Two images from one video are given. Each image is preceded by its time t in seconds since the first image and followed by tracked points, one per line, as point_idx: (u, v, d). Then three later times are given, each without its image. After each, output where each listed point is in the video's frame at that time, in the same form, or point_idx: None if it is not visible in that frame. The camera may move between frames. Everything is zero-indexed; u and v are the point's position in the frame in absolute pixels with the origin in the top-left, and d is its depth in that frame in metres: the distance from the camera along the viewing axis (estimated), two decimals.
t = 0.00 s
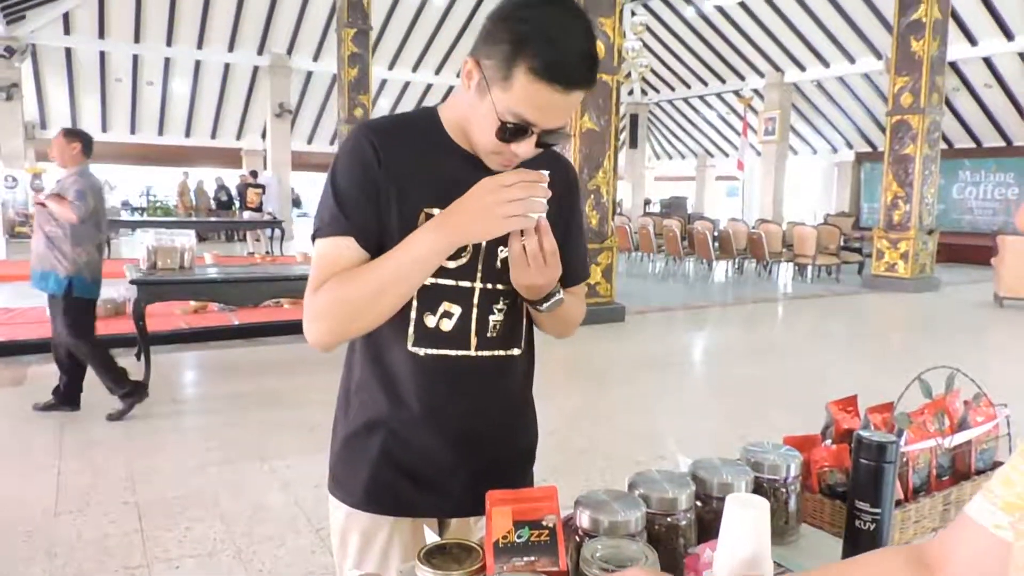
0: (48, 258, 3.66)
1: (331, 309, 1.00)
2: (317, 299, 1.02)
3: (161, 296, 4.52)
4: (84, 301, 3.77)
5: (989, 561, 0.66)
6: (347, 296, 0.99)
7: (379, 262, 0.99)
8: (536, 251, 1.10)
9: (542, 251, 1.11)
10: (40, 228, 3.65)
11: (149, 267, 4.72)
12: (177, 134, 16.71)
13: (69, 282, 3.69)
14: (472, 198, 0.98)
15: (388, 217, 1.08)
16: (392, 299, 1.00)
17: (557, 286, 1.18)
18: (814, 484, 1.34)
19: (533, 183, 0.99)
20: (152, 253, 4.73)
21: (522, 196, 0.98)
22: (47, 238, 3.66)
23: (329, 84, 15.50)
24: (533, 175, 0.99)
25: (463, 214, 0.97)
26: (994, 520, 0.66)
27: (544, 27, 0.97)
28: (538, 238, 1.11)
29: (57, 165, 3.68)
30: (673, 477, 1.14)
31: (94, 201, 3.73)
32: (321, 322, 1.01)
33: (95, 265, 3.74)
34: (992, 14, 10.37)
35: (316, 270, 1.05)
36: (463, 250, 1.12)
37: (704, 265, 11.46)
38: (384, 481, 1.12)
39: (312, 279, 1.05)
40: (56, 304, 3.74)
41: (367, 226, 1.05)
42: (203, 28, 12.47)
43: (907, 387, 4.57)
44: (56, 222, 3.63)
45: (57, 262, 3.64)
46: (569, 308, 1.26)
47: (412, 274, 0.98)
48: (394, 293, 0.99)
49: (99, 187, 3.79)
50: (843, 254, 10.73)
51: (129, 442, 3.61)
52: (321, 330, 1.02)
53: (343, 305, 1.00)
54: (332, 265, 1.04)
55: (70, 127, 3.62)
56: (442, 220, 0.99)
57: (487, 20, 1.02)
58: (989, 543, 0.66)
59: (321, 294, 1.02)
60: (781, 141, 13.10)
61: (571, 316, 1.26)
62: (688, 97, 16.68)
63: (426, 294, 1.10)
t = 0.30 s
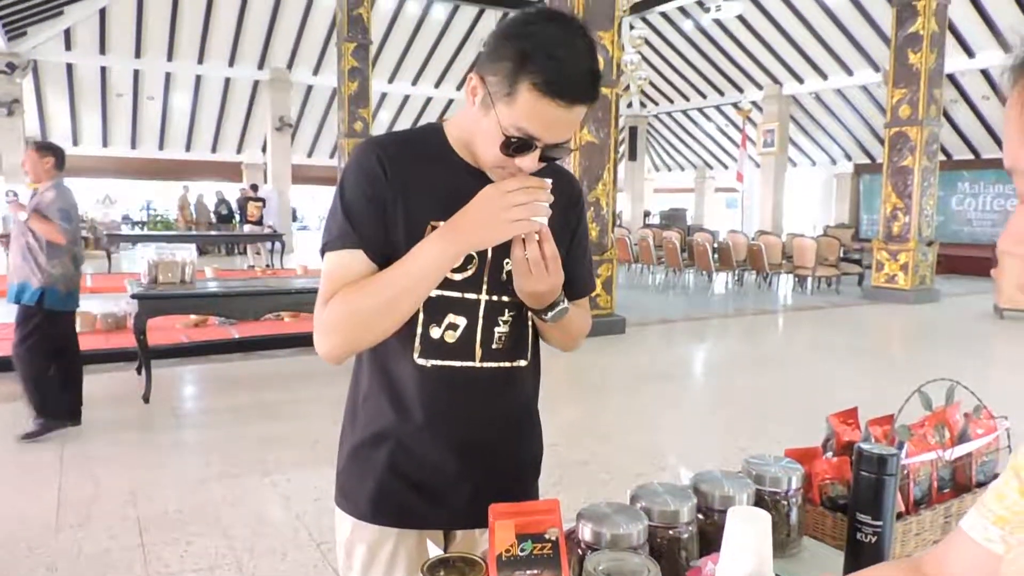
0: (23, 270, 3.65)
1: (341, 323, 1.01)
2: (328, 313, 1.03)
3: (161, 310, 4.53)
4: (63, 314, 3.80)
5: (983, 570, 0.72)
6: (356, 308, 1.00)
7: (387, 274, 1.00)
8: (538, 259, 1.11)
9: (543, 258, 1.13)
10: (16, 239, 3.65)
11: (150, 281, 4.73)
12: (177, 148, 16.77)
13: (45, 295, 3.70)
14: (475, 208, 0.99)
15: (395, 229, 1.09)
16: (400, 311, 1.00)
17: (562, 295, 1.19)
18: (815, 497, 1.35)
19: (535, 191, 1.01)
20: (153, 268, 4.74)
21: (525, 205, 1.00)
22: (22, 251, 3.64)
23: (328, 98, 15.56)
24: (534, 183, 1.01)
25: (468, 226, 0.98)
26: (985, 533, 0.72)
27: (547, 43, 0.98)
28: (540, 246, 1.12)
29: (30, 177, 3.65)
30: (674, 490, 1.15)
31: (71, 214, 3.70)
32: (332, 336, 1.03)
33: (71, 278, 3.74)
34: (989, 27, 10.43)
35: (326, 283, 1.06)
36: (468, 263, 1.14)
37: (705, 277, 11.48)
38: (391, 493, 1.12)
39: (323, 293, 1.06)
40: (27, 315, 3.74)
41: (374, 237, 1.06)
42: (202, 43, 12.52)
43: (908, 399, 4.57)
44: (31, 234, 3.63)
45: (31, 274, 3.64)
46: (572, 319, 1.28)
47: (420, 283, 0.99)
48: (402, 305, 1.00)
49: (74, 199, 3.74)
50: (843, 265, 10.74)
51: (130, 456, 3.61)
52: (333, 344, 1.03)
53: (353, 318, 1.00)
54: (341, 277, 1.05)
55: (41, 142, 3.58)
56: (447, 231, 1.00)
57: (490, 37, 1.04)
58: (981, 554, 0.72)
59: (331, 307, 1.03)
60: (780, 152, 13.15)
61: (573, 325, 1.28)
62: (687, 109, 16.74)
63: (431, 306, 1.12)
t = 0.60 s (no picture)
0: None
1: (343, 333, 1.02)
2: (329, 323, 1.03)
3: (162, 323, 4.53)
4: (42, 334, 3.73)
5: None
6: (358, 319, 1.00)
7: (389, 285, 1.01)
8: (538, 268, 1.12)
9: (543, 268, 1.13)
10: None
11: (150, 294, 4.74)
12: (177, 160, 16.82)
13: (15, 316, 3.60)
14: (475, 221, 1.00)
15: (396, 239, 1.10)
16: (401, 322, 1.01)
17: (562, 305, 1.20)
18: (816, 504, 1.35)
19: (534, 203, 1.02)
20: (154, 281, 4.75)
21: (525, 217, 1.01)
22: None
23: (327, 109, 15.58)
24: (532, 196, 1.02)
25: (468, 238, 0.99)
26: (988, 542, 0.77)
27: (545, 55, 1.00)
28: (541, 256, 1.13)
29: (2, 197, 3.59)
30: (674, 499, 1.15)
31: (40, 234, 3.60)
32: (334, 347, 1.03)
33: (43, 299, 3.64)
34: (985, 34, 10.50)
35: (328, 294, 1.06)
36: (468, 274, 1.15)
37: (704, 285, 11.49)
38: (392, 502, 1.12)
39: (324, 303, 1.06)
40: None
41: (374, 248, 1.07)
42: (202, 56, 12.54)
43: (908, 405, 4.57)
44: None
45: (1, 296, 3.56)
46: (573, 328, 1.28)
47: (422, 294, 1.00)
48: (403, 316, 1.00)
49: (45, 217, 3.65)
50: (842, 272, 10.75)
51: (131, 470, 3.61)
52: (334, 354, 1.03)
53: (355, 329, 1.01)
54: (343, 288, 1.05)
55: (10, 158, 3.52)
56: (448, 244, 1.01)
57: (489, 50, 1.05)
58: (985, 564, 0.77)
59: (333, 318, 1.03)
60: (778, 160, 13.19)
61: (573, 334, 1.28)
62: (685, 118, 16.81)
63: (431, 316, 1.12)
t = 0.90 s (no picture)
0: None
1: (342, 345, 1.02)
2: (329, 334, 1.04)
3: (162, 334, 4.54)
4: None
5: None
6: (358, 330, 1.01)
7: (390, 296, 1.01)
8: (538, 280, 1.13)
9: (543, 278, 1.14)
10: None
11: (150, 305, 4.74)
12: (177, 172, 16.87)
13: None
14: (477, 233, 1.01)
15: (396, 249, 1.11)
16: (401, 334, 1.01)
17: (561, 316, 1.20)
18: (816, 514, 1.35)
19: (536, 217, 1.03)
20: (155, 292, 4.76)
21: (526, 230, 1.02)
22: None
23: (327, 120, 15.65)
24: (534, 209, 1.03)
25: (469, 250, 1.00)
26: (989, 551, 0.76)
27: (550, 66, 1.01)
28: (540, 268, 1.14)
29: None
30: (673, 509, 1.15)
31: None
32: (333, 358, 1.03)
33: None
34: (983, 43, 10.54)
35: (328, 304, 1.07)
36: (467, 285, 1.15)
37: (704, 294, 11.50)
38: (392, 514, 1.13)
39: (324, 314, 1.06)
40: None
41: (374, 257, 1.08)
42: (202, 69, 12.61)
43: (908, 415, 4.56)
44: None
45: None
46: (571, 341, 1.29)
47: (423, 307, 1.01)
48: (402, 327, 1.01)
49: None
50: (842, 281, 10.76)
51: (131, 482, 3.60)
52: (333, 365, 1.04)
53: (355, 340, 1.01)
54: (343, 300, 1.06)
55: None
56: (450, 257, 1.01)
57: (495, 59, 1.06)
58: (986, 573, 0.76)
59: (332, 330, 1.03)
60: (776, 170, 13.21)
61: (572, 346, 1.29)
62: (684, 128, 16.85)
63: (432, 326, 1.13)
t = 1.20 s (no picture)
0: None
1: (343, 355, 1.02)
2: (329, 345, 1.04)
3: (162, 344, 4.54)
4: None
5: None
6: (358, 339, 1.01)
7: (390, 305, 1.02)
8: (536, 286, 1.13)
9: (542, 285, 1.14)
10: None
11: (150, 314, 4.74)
12: (177, 181, 16.91)
13: None
14: (474, 241, 1.01)
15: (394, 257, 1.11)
16: (401, 342, 1.01)
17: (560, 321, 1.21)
18: (816, 521, 1.35)
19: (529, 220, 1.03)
20: (155, 301, 4.75)
21: (521, 234, 1.02)
22: None
23: (327, 129, 15.69)
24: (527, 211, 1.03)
25: (467, 257, 1.01)
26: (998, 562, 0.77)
27: (540, 66, 1.02)
28: (538, 273, 1.14)
29: None
30: (673, 517, 1.15)
31: None
32: (333, 369, 1.04)
33: None
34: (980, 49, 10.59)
35: (328, 316, 1.07)
36: (466, 293, 1.16)
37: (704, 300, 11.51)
38: (393, 523, 1.13)
39: (324, 325, 1.07)
40: None
41: (373, 265, 1.08)
42: (202, 78, 12.64)
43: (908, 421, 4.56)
44: None
45: None
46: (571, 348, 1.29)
47: (422, 314, 1.01)
48: (402, 335, 1.01)
49: None
50: (842, 287, 10.75)
51: (131, 492, 3.60)
52: (333, 375, 1.04)
53: (355, 349, 1.01)
54: (343, 311, 1.06)
55: None
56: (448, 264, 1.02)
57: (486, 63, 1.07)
58: None
59: (332, 341, 1.04)
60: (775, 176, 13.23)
61: (572, 352, 1.29)
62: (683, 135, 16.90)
63: (431, 334, 1.13)
